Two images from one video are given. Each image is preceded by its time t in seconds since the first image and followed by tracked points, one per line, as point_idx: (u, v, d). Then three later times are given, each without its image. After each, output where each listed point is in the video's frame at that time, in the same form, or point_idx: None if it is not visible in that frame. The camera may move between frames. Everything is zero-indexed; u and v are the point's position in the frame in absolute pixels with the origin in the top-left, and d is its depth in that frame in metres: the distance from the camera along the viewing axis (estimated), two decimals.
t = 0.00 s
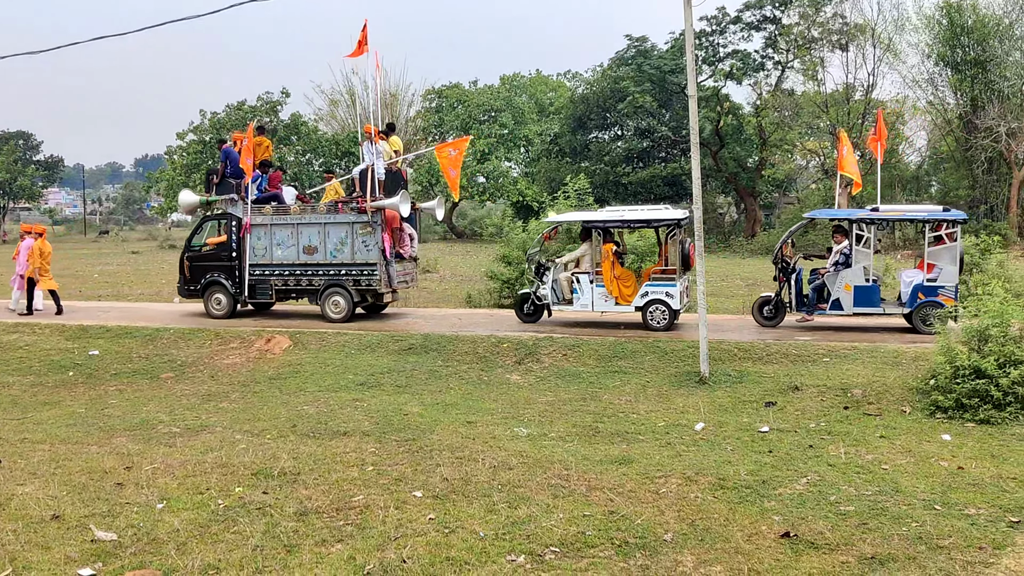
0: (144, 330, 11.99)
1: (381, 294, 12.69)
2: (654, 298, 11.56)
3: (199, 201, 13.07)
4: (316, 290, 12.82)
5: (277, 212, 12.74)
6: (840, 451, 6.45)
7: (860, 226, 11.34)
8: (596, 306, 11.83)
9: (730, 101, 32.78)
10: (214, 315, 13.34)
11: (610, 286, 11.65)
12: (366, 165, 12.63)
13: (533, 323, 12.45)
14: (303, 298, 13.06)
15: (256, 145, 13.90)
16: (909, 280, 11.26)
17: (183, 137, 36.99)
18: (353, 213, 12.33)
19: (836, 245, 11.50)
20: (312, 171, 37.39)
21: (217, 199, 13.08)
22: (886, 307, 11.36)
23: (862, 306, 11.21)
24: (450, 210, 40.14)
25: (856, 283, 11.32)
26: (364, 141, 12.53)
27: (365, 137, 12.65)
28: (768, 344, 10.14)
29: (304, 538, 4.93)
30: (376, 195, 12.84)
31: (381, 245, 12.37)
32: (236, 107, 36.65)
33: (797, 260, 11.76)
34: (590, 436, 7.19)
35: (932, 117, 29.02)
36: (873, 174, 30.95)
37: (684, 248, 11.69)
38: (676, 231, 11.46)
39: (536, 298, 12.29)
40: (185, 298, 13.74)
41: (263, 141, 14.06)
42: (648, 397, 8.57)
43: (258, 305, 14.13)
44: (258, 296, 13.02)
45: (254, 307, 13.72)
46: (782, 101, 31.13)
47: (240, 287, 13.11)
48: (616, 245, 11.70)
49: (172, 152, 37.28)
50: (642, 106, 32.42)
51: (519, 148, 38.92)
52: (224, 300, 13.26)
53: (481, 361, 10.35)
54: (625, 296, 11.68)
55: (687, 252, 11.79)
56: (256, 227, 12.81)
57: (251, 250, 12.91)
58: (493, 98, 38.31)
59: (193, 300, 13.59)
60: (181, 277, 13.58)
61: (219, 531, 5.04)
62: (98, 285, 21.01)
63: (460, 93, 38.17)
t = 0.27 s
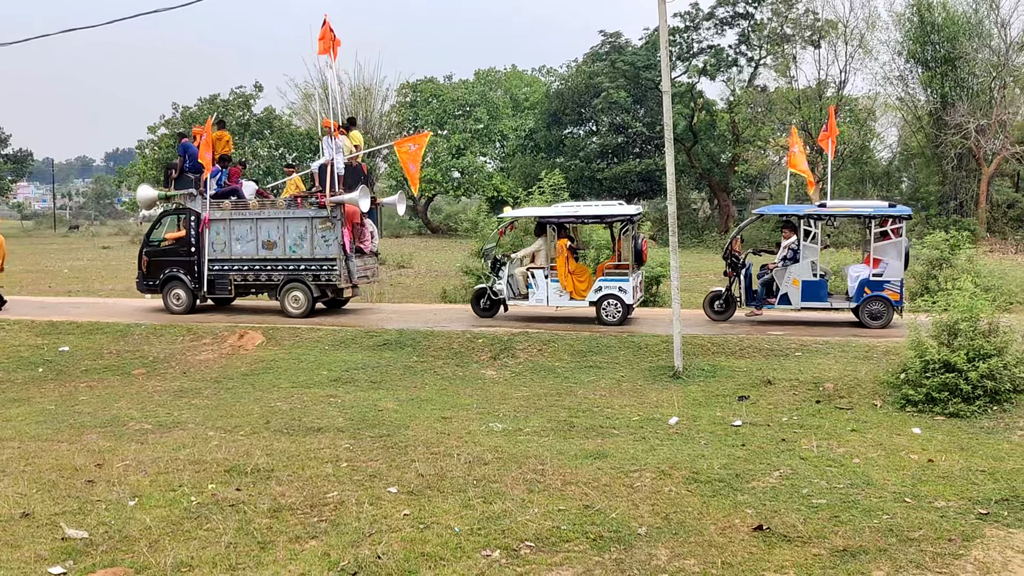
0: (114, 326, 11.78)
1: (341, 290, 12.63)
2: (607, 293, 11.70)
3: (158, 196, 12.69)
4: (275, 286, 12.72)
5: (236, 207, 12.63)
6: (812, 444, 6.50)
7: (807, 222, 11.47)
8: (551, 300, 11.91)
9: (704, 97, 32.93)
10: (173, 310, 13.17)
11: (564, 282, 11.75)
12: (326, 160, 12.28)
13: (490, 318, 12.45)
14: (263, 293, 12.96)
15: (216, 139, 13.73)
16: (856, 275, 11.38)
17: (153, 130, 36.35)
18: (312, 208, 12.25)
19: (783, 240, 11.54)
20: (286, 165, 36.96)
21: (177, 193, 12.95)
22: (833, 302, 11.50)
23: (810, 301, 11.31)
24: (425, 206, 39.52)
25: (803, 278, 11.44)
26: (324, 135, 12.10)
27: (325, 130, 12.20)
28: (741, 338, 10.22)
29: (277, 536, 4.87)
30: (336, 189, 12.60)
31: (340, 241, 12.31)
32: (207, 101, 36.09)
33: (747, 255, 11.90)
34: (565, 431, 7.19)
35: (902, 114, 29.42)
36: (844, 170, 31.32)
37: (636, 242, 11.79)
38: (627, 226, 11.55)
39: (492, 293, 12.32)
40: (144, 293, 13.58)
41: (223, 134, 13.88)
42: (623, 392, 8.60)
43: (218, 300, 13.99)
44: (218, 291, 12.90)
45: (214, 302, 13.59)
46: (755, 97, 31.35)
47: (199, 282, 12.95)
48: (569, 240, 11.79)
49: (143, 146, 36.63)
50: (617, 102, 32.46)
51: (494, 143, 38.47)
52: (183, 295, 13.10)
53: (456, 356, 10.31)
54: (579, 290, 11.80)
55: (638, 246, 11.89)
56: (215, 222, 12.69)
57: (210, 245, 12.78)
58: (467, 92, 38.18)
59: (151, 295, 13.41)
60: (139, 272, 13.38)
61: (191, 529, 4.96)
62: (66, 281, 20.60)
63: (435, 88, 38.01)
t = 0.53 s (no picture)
0: (97, 324, 11.65)
1: (313, 288, 12.59)
2: (574, 291, 11.71)
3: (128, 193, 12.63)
4: (247, 284, 12.66)
5: (207, 205, 12.53)
6: (796, 442, 6.54)
7: (770, 222, 11.59)
8: (519, 299, 11.99)
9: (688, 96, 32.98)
10: (145, 309, 13.06)
11: (531, 280, 11.87)
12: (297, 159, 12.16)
13: (458, 316, 12.46)
14: (235, 291, 12.88)
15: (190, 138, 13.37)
16: (818, 273, 11.52)
17: (136, 127, 35.99)
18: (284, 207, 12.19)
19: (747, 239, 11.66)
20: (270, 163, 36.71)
21: (148, 190, 12.87)
22: (796, 300, 11.59)
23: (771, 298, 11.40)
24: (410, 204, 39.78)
25: (766, 276, 11.52)
26: (295, 133, 11.96)
27: (296, 128, 12.06)
28: (726, 336, 10.26)
29: (262, 534, 4.83)
30: (307, 188, 12.50)
31: (312, 239, 12.26)
32: (191, 98, 35.75)
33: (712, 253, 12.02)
34: (551, 429, 7.19)
35: (885, 113, 29.69)
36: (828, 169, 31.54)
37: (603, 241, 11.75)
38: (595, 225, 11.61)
39: (461, 291, 12.40)
40: (116, 291, 13.47)
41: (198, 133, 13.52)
42: (608, 390, 8.61)
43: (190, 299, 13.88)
44: (189, 290, 12.80)
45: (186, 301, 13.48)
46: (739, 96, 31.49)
47: (171, 281, 12.85)
48: (537, 238, 11.89)
49: (125, 143, 36.25)
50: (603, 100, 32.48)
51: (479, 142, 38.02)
52: (154, 294, 12.99)
53: (442, 355, 10.29)
54: (547, 288, 11.90)
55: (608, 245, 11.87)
56: (186, 220, 12.59)
57: (182, 243, 12.68)
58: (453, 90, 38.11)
59: (123, 293, 13.29)
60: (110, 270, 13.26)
61: (176, 528, 4.91)
62: (47, 279, 20.36)
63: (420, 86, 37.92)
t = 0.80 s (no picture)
0: (89, 325, 11.60)
1: (293, 288, 12.54)
2: (548, 290, 11.74)
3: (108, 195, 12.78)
4: (227, 285, 12.62)
5: (187, 206, 12.47)
6: (788, 442, 6.55)
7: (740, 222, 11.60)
8: (494, 298, 12.03)
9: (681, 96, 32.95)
10: (126, 309, 13.03)
11: (507, 280, 11.88)
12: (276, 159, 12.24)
13: (433, 316, 12.49)
14: (216, 292, 12.84)
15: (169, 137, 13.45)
16: (788, 273, 11.55)
17: (128, 127, 35.79)
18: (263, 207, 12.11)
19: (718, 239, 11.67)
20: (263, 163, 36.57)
21: (127, 193, 12.81)
22: (767, 300, 11.63)
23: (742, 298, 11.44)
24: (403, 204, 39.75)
25: (737, 276, 11.56)
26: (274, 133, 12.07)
27: (276, 129, 12.16)
28: (719, 336, 10.28)
29: (255, 536, 4.81)
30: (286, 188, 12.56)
31: (291, 240, 12.19)
32: (183, 98, 35.58)
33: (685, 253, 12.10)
34: (544, 429, 7.19)
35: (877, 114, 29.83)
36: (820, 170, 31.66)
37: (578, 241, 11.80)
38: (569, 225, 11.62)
39: (436, 291, 12.42)
40: (96, 292, 13.41)
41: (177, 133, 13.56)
42: (601, 390, 8.61)
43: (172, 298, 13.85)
44: (170, 290, 12.76)
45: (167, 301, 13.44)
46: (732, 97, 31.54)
47: (151, 282, 12.80)
48: (512, 238, 11.93)
49: (117, 143, 36.05)
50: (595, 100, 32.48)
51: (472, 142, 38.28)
52: (135, 294, 12.95)
53: (435, 355, 10.28)
54: (522, 289, 11.90)
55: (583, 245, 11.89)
56: (166, 221, 12.53)
57: (162, 244, 12.64)
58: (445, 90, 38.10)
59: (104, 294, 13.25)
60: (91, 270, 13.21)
61: (168, 529, 4.89)
62: (39, 280, 20.24)
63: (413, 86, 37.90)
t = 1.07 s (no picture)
0: (85, 327, 11.57)
1: (277, 288, 12.54)
2: (527, 291, 11.80)
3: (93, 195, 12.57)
4: (211, 286, 12.60)
5: (172, 207, 12.47)
6: (785, 442, 6.56)
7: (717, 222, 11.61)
8: (473, 299, 12.05)
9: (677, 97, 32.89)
10: (111, 310, 13.03)
11: (485, 280, 11.89)
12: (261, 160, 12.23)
13: (416, 316, 12.63)
14: (200, 293, 12.82)
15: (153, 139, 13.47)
16: (763, 273, 11.60)
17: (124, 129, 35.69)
18: (247, 208, 12.15)
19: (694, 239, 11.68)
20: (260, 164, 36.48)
21: (110, 194, 12.74)
22: (743, 300, 11.68)
23: (718, 299, 11.47)
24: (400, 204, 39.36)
25: (713, 277, 11.57)
26: (258, 134, 12.07)
27: (259, 130, 12.15)
28: (716, 337, 10.29)
29: (252, 537, 4.81)
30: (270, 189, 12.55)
31: (275, 240, 12.22)
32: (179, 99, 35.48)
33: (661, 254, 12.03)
34: (540, 430, 7.20)
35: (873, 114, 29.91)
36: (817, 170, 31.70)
37: (555, 242, 11.89)
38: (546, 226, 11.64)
39: (417, 291, 12.48)
40: (81, 293, 13.40)
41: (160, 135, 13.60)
42: (598, 391, 8.61)
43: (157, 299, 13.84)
44: (154, 291, 12.75)
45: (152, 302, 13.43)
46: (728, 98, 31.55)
47: (136, 283, 12.80)
48: (491, 239, 11.93)
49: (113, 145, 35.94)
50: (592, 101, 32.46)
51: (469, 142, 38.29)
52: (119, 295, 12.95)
53: (432, 356, 10.27)
54: (501, 289, 11.94)
55: (558, 246, 11.97)
56: (150, 222, 12.52)
57: (146, 245, 12.62)
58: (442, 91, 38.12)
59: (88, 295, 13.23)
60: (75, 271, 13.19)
61: (165, 531, 4.88)
62: (35, 282, 20.16)
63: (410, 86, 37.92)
